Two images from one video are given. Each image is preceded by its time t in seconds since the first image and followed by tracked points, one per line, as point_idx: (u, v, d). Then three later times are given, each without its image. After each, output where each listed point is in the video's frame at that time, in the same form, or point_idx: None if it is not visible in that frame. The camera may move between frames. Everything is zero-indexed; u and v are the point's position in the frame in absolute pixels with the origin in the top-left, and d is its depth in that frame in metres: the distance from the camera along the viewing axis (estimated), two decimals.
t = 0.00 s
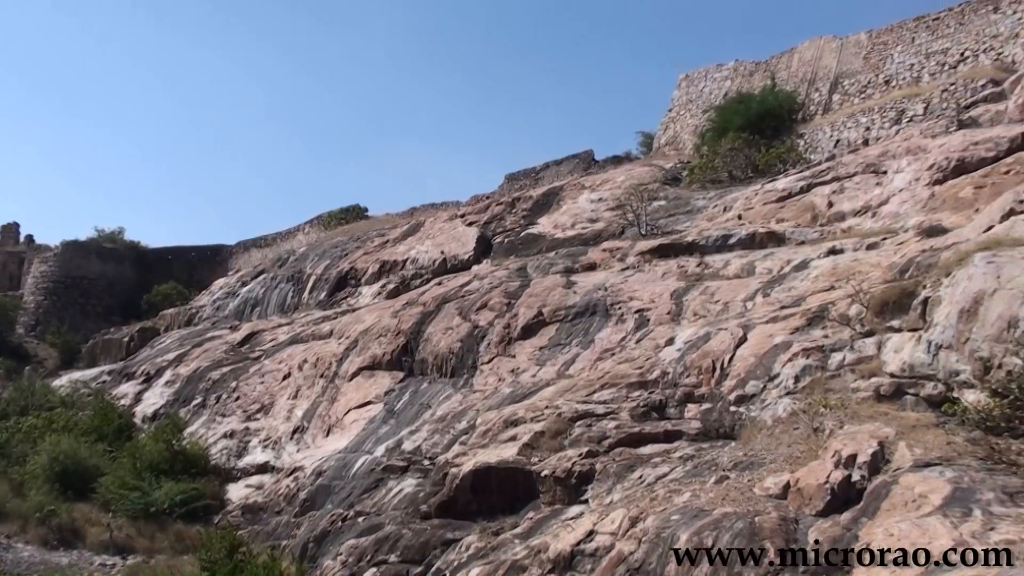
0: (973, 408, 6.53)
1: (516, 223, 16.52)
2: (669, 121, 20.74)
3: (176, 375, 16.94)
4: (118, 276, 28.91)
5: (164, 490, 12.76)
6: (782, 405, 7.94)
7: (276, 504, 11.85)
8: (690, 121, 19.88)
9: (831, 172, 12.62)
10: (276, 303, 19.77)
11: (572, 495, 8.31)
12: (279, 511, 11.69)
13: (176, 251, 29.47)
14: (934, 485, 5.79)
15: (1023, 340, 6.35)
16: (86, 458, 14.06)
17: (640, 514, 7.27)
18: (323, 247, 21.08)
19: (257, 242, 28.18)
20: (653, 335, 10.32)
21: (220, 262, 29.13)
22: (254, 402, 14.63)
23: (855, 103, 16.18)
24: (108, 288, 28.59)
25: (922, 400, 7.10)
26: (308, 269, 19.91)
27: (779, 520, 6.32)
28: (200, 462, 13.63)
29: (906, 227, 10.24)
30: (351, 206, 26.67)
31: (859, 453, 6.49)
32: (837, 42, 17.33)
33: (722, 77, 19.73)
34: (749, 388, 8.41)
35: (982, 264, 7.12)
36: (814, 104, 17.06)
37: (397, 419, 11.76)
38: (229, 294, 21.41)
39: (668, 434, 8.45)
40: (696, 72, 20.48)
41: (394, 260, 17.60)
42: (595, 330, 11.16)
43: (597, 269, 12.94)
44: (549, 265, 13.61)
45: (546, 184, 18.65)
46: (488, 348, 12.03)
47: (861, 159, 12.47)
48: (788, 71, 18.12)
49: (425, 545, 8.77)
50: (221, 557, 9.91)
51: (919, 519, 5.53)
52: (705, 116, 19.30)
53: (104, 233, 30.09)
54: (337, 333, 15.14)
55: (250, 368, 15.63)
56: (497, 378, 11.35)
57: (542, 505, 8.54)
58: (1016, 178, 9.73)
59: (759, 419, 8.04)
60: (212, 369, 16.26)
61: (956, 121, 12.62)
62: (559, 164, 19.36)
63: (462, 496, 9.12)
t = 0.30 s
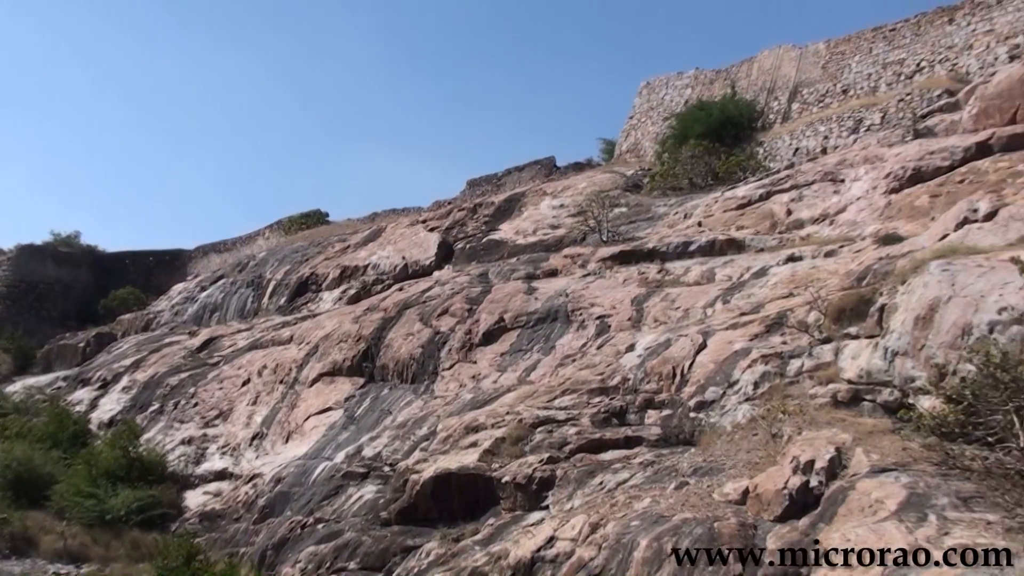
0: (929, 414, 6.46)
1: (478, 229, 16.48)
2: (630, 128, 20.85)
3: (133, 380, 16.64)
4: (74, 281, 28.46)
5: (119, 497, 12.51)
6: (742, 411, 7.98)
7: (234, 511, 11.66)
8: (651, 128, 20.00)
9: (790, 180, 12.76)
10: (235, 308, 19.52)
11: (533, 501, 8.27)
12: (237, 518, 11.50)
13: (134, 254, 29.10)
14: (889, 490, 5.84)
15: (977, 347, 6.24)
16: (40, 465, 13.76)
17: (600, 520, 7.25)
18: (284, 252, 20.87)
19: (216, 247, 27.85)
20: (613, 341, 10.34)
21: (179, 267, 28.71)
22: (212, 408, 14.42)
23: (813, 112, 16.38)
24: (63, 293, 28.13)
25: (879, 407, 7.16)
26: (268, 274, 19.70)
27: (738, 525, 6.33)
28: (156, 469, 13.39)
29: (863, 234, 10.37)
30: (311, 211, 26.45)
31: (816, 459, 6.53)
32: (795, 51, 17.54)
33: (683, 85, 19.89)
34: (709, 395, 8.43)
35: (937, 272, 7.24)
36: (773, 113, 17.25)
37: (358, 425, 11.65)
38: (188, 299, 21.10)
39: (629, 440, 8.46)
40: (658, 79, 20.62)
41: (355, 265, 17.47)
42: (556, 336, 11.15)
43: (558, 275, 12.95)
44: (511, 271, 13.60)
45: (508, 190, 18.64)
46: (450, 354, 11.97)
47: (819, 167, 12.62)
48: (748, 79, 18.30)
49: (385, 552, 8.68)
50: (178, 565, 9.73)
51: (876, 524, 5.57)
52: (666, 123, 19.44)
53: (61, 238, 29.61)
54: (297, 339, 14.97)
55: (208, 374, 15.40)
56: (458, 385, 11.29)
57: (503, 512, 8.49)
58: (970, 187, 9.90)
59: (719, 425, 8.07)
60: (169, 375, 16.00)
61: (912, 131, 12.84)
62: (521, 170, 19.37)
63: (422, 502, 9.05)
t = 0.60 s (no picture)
0: (882, 425, 6.51)
1: (438, 237, 16.43)
2: (591, 139, 20.95)
3: (86, 388, 16.29)
4: (26, 287, 27.82)
5: (69, 508, 12.22)
6: (699, 422, 8.02)
7: (188, 521, 11.45)
8: (611, 139, 20.12)
9: (748, 193, 12.89)
10: (191, 316, 19.22)
11: (490, 511, 8.23)
12: (190, 528, 11.29)
13: (87, 260, 28.57)
14: (843, 501, 5.88)
15: (929, 359, 6.32)
16: None
17: (557, 530, 7.23)
18: (242, 259, 20.62)
19: (172, 254, 27.44)
20: (572, 351, 10.35)
21: (134, 273, 28.25)
22: (167, 417, 14.18)
23: (771, 125, 16.60)
24: (14, 299, 27.48)
25: (833, 417, 7.25)
26: (225, 281, 19.45)
27: (694, 535, 6.35)
28: (108, 479, 13.11)
29: (819, 247, 10.51)
30: (270, 218, 26.17)
31: (772, 469, 6.57)
32: (754, 65, 17.77)
33: (643, 97, 20.04)
34: (666, 405, 8.46)
35: (891, 285, 7.34)
36: (731, 126, 17.45)
37: (315, 434, 11.51)
38: (143, 306, 20.74)
39: (586, 450, 8.45)
40: (618, 91, 20.76)
41: (314, 274, 17.31)
42: (515, 346, 11.13)
43: (518, 284, 12.94)
44: (470, 280, 13.57)
45: (469, 199, 18.62)
46: (408, 363, 11.89)
47: (776, 180, 12.77)
48: (707, 92, 18.49)
49: (341, 563, 8.60)
50: None
51: (829, 535, 5.60)
52: (626, 135, 19.57)
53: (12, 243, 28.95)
54: (254, 347, 14.78)
55: (163, 383, 15.14)
56: (417, 394, 11.22)
57: (460, 522, 8.44)
58: (923, 202, 10.08)
59: (676, 435, 8.10)
60: (123, 383, 15.69)
61: (867, 146, 13.05)
62: (481, 180, 19.37)
63: (379, 512, 8.98)
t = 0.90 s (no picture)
0: (826, 438, 6.60)
1: (389, 248, 16.33)
2: (543, 151, 21.03)
3: (25, 398, 15.84)
4: None
5: (6, 521, 11.82)
6: (647, 434, 8.05)
7: (130, 533, 11.15)
8: (564, 152, 20.22)
9: (698, 207, 13.03)
10: (136, 324, 18.83)
11: (438, 523, 8.17)
12: (132, 541, 10.99)
13: (29, 267, 27.84)
14: (788, 513, 5.89)
15: (873, 374, 6.43)
16: None
17: (505, 542, 7.19)
18: (189, 268, 20.28)
19: (118, 262, 26.89)
20: (523, 363, 10.33)
21: (78, 281, 27.62)
22: (110, 427, 13.85)
23: (721, 140, 16.83)
24: None
25: (779, 430, 7.35)
26: (172, 290, 19.10)
27: (641, 547, 6.37)
28: (47, 491, 12.75)
29: (767, 261, 10.65)
30: (219, 226, 25.78)
31: (719, 481, 6.61)
32: (705, 81, 18.01)
33: (595, 110, 20.18)
34: (615, 417, 8.48)
35: (836, 299, 7.47)
36: (682, 140, 17.65)
37: (261, 445, 11.33)
38: (86, 314, 20.26)
39: (536, 461, 8.42)
40: (571, 104, 20.88)
41: (263, 283, 17.08)
42: (465, 357, 11.09)
43: (469, 295, 12.91)
44: (421, 290, 13.50)
45: (421, 210, 18.55)
46: (357, 374, 11.78)
47: (725, 195, 12.92)
48: (658, 107, 18.68)
49: None
50: None
51: (774, 546, 5.60)
52: (578, 148, 19.68)
53: None
54: (201, 356, 14.52)
55: (106, 392, 14.79)
56: (366, 405, 11.11)
57: (408, 534, 8.36)
58: (868, 218, 10.28)
59: (625, 447, 8.12)
60: (65, 393, 15.28)
61: (814, 163, 13.28)
62: (433, 191, 19.32)
63: (326, 524, 8.89)
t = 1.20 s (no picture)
0: (778, 446, 6.66)
1: (343, 255, 16.19)
2: (499, 159, 21.04)
3: None
4: None
5: None
6: (601, 442, 8.05)
7: (77, 543, 10.78)
8: (519, 160, 20.25)
9: (652, 217, 13.11)
10: (85, 331, 18.41)
11: (392, 532, 8.08)
12: (79, 551, 10.62)
13: None
14: (740, 521, 5.88)
15: (823, 382, 6.52)
16: None
17: (459, 550, 7.13)
18: (140, 274, 19.90)
19: (65, 268, 26.29)
20: (477, 371, 10.29)
21: (24, 287, 26.95)
22: (57, 436, 13.50)
23: (675, 150, 16.98)
24: None
25: (732, 438, 7.39)
26: (123, 296, 18.72)
27: (595, 554, 6.35)
28: None
29: (720, 270, 10.75)
30: (170, 232, 25.34)
31: (671, 489, 6.63)
32: (660, 91, 18.18)
33: (551, 119, 20.26)
34: (570, 425, 8.47)
35: (788, 309, 7.55)
36: (637, 150, 17.77)
37: (212, 454, 11.13)
38: (33, 321, 19.76)
39: (490, 470, 8.38)
40: (527, 113, 20.93)
41: (215, 289, 16.81)
42: (420, 365, 11.01)
43: (424, 303, 12.83)
44: (376, 298, 13.39)
45: (375, 217, 18.44)
46: (311, 381, 11.63)
47: (679, 205, 13.03)
48: (613, 116, 18.79)
49: None
50: None
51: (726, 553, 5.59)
52: (534, 156, 19.73)
53: None
54: (151, 363, 14.23)
55: (53, 400, 14.42)
56: (319, 413, 10.97)
57: (361, 543, 8.26)
58: (819, 228, 10.43)
59: (579, 455, 8.11)
60: (10, 401, 14.86)
61: (767, 173, 13.44)
62: (389, 198, 19.22)
63: (278, 533, 8.77)
